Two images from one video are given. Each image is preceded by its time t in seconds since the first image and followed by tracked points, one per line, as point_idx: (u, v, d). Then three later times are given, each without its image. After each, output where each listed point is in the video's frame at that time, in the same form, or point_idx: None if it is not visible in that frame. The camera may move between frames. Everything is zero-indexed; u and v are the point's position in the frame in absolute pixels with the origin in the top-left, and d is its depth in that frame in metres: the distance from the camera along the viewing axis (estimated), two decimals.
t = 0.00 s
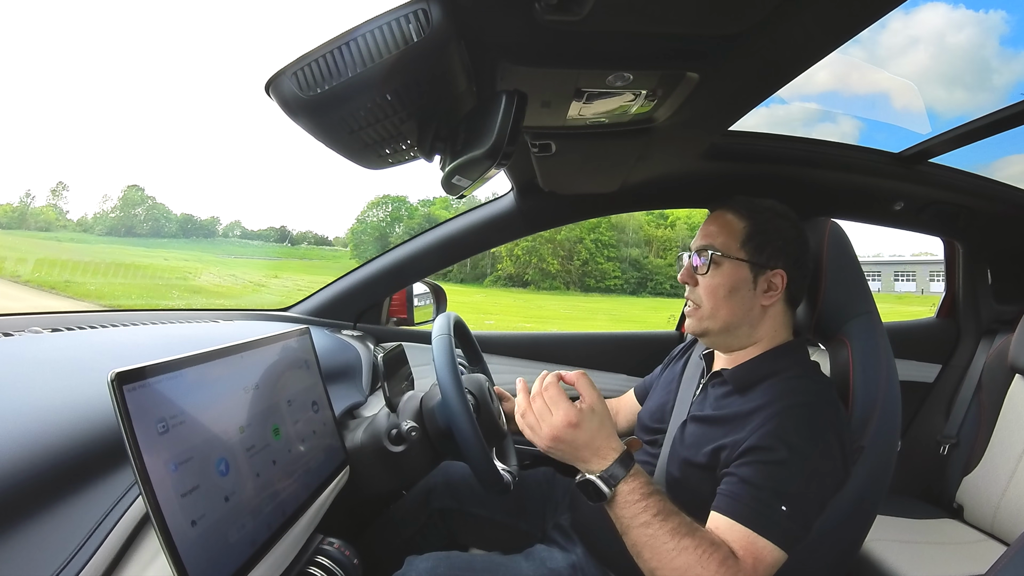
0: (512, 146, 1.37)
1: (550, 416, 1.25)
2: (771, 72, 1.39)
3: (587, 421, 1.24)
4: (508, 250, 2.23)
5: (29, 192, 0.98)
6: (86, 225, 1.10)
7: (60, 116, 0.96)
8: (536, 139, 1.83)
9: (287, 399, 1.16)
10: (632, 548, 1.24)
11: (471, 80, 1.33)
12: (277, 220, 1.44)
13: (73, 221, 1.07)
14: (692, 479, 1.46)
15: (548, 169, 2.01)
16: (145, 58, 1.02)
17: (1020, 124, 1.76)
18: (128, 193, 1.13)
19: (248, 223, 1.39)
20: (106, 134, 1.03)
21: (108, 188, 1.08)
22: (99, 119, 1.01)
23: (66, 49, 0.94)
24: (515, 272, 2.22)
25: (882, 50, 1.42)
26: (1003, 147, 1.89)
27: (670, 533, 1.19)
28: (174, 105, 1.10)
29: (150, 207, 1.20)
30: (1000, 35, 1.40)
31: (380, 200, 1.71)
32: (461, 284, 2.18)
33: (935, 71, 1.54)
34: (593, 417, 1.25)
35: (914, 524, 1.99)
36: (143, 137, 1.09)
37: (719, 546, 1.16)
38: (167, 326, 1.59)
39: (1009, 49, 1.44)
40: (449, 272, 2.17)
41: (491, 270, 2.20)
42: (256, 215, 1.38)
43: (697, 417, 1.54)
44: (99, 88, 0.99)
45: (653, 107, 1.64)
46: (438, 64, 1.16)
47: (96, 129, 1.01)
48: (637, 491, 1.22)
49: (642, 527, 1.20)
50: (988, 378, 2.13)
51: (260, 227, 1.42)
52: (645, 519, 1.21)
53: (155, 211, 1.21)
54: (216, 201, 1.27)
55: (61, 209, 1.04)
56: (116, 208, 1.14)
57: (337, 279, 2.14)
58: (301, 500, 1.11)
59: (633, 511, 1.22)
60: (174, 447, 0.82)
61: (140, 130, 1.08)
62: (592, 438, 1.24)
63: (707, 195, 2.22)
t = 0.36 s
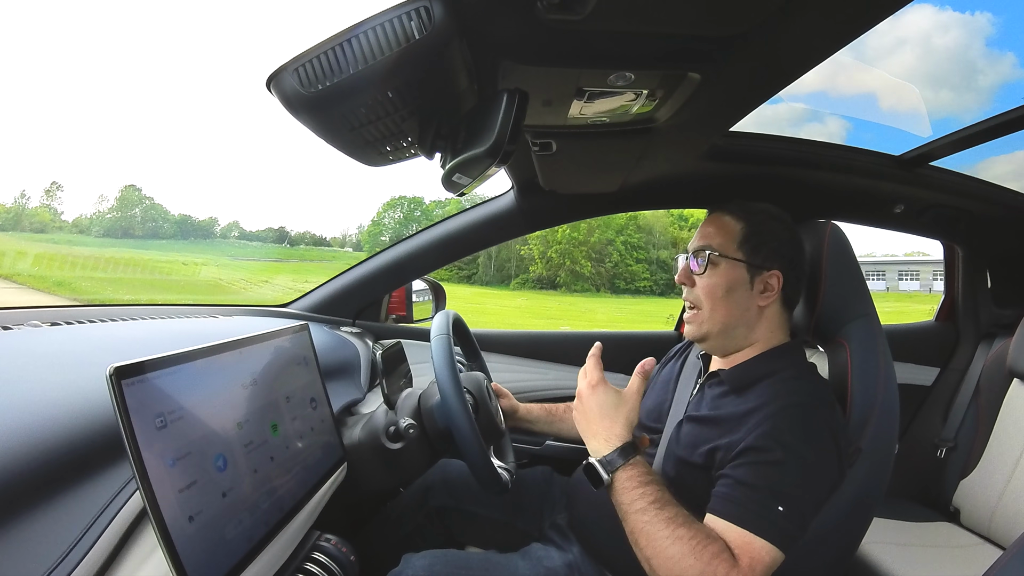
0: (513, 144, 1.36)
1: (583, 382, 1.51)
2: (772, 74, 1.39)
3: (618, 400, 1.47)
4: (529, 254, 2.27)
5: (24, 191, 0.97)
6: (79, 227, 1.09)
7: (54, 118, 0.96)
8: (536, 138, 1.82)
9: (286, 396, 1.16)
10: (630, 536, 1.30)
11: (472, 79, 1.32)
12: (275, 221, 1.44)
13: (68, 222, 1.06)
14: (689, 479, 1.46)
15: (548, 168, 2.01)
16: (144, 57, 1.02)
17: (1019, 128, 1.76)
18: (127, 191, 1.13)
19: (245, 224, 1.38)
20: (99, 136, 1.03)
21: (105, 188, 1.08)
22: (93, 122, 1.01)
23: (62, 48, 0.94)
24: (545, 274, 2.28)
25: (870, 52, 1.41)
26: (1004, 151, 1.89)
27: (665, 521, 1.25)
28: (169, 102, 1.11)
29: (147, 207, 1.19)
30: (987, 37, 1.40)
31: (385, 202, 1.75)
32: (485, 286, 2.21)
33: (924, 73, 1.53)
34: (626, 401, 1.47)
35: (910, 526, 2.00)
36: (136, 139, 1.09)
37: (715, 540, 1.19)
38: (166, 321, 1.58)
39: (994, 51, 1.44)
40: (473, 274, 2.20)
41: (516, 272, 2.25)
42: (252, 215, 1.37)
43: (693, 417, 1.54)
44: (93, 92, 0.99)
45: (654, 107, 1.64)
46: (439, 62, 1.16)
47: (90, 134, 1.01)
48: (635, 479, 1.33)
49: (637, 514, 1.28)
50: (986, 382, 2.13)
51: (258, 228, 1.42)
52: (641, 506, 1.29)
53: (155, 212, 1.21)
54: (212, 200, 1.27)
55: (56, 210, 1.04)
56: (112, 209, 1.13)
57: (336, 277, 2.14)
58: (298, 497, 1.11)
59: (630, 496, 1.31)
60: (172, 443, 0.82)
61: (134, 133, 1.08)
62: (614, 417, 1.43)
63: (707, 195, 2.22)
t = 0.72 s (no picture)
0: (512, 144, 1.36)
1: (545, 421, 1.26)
2: (771, 71, 1.39)
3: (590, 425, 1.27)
4: (558, 258, 2.28)
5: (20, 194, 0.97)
6: (78, 229, 1.10)
7: (50, 118, 0.96)
8: (536, 136, 1.82)
9: (286, 396, 1.16)
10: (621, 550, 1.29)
11: (471, 77, 1.32)
12: (273, 221, 1.43)
13: (64, 222, 1.07)
14: (689, 477, 1.46)
15: (547, 166, 2.01)
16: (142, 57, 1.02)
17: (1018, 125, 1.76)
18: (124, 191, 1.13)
19: (244, 224, 1.37)
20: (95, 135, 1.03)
21: (101, 188, 1.08)
22: (86, 119, 1.01)
23: (60, 49, 0.94)
24: (575, 277, 2.25)
25: (858, 58, 1.43)
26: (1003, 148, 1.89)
27: (652, 534, 1.23)
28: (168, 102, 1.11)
29: (144, 207, 1.19)
30: (973, 39, 1.42)
31: (402, 203, 1.81)
32: (514, 290, 2.22)
33: (912, 75, 1.55)
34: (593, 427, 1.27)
35: (910, 524, 2.00)
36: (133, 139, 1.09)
37: (707, 545, 1.18)
38: (165, 321, 1.58)
39: (980, 52, 1.46)
40: (500, 276, 2.22)
41: (542, 275, 2.25)
42: (252, 215, 1.36)
43: (694, 413, 1.54)
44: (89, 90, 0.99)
45: (653, 106, 1.63)
46: (438, 61, 1.15)
47: (75, 134, 1.00)
48: (615, 496, 1.27)
49: (624, 532, 1.25)
50: (986, 379, 2.14)
51: (257, 229, 1.41)
52: (626, 522, 1.25)
53: (152, 213, 1.21)
54: (211, 202, 1.27)
55: (50, 211, 1.03)
56: (110, 210, 1.13)
57: (336, 276, 2.14)
58: (299, 496, 1.11)
59: (613, 515, 1.26)
60: (173, 443, 0.82)
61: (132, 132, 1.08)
62: (583, 441, 1.27)
63: (707, 194, 2.22)
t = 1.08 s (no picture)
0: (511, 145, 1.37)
1: (532, 450, 1.17)
2: (770, 73, 1.39)
3: (578, 443, 1.19)
4: (588, 261, 2.34)
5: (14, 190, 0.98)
6: (77, 233, 1.11)
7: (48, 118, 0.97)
8: (536, 137, 1.82)
9: (286, 396, 1.16)
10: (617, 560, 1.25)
11: (472, 78, 1.31)
12: (273, 222, 1.45)
13: (59, 224, 1.07)
14: (690, 478, 1.46)
15: (548, 167, 2.01)
16: (140, 57, 1.02)
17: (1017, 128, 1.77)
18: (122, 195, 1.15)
19: (243, 225, 1.38)
20: (94, 134, 1.03)
21: (98, 189, 1.08)
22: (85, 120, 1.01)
23: (54, 52, 0.94)
24: (606, 279, 2.33)
25: (848, 59, 1.43)
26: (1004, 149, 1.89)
27: (651, 544, 1.20)
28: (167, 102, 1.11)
29: (142, 207, 1.20)
30: (958, 40, 1.43)
31: (403, 204, 1.81)
32: (546, 292, 2.30)
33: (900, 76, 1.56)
34: (580, 443, 1.19)
35: (911, 525, 2.00)
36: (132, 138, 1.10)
37: (709, 550, 1.17)
38: (166, 322, 1.59)
39: (966, 53, 1.48)
40: (524, 279, 2.27)
41: (569, 277, 2.31)
42: (252, 217, 1.38)
43: (695, 415, 1.54)
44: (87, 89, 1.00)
45: (653, 107, 1.64)
46: (439, 62, 1.16)
47: (83, 130, 1.01)
48: (613, 507, 1.23)
49: (622, 543, 1.21)
50: (986, 381, 2.14)
51: (255, 231, 1.43)
52: (624, 533, 1.22)
53: (149, 215, 1.23)
54: (210, 202, 1.27)
55: (45, 212, 1.04)
56: (107, 212, 1.14)
57: (336, 276, 2.14)
58: (298, 496, 1.11)
59: (611, 526, 1.22)
60: (173, 443, 0.82)
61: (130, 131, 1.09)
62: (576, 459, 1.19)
63: (707, 195, 2.22)
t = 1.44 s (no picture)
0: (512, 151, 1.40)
1: (529, 470, 1.14)
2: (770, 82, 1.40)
3: (575, 462, 1.17)
4: (616, 262, 2.32)
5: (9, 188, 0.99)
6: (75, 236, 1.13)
7: (47, 118, 0.98)
8: (536, 144, 1.82)
9: (284, 400, 1.15)
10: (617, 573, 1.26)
11: (473, 84, 1.31)
12: (273, 222, 1.45)
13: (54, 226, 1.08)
14: (687, 486, 1.45)
15: (547, 174, 2.01)
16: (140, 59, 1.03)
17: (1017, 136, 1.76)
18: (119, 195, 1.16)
19: (244, 224, 1.39)
20: (91, 138, 1.04)
21: (96, 190, 1.09)
22: (84, 120, 1.02)
23: (52, 62, 0.95)
24: (633, 280, 2.30)
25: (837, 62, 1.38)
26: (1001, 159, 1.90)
27: (649, 557, 1.20)
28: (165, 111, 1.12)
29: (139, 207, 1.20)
30: (947, 40, 1.39)
31: (403, 210, 1.80)
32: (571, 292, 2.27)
33: (888, 76, 1.52)
34: (578, 461, 1.17)
35: (910, 534, 2.00)
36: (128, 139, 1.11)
37: (708, 561, 1.16)
38: (162, 324, 1.58)
39: (953, 53, 1.44)
40: (548, 281, 2.26)
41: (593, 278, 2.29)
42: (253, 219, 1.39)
43: (692, 424, 1.54)
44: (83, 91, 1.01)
45: (653, 115, 1.64)
46: (439, 68, 1.16)
47: (76, 129, 1.02)
48: (610, 521, 1.22)
49: (620, 556, 1.21)
50: (985, 391, 2.14)
51: (255, 231, 1.42)
52: (623, 547, 1.22)
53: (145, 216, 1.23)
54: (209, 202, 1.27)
55: (41, 214, 1.06)
56: (105, 213, 1.15)
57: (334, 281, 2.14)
58: (295, 502, 1.10)
59: (609, 540, 1.22)
60: (169, 446, 0.81)
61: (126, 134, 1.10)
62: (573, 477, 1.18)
63: (706, 203, 2.22)
